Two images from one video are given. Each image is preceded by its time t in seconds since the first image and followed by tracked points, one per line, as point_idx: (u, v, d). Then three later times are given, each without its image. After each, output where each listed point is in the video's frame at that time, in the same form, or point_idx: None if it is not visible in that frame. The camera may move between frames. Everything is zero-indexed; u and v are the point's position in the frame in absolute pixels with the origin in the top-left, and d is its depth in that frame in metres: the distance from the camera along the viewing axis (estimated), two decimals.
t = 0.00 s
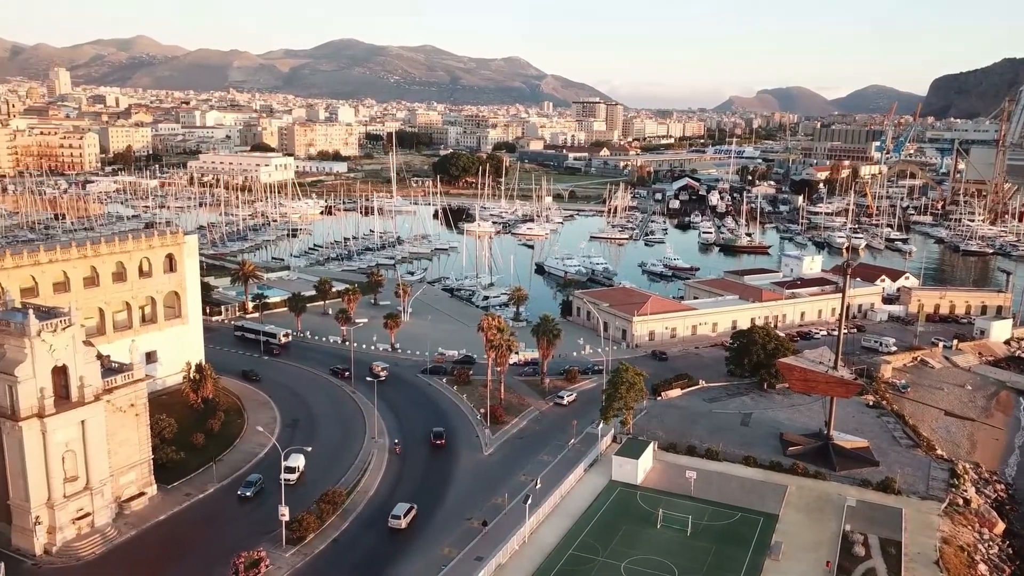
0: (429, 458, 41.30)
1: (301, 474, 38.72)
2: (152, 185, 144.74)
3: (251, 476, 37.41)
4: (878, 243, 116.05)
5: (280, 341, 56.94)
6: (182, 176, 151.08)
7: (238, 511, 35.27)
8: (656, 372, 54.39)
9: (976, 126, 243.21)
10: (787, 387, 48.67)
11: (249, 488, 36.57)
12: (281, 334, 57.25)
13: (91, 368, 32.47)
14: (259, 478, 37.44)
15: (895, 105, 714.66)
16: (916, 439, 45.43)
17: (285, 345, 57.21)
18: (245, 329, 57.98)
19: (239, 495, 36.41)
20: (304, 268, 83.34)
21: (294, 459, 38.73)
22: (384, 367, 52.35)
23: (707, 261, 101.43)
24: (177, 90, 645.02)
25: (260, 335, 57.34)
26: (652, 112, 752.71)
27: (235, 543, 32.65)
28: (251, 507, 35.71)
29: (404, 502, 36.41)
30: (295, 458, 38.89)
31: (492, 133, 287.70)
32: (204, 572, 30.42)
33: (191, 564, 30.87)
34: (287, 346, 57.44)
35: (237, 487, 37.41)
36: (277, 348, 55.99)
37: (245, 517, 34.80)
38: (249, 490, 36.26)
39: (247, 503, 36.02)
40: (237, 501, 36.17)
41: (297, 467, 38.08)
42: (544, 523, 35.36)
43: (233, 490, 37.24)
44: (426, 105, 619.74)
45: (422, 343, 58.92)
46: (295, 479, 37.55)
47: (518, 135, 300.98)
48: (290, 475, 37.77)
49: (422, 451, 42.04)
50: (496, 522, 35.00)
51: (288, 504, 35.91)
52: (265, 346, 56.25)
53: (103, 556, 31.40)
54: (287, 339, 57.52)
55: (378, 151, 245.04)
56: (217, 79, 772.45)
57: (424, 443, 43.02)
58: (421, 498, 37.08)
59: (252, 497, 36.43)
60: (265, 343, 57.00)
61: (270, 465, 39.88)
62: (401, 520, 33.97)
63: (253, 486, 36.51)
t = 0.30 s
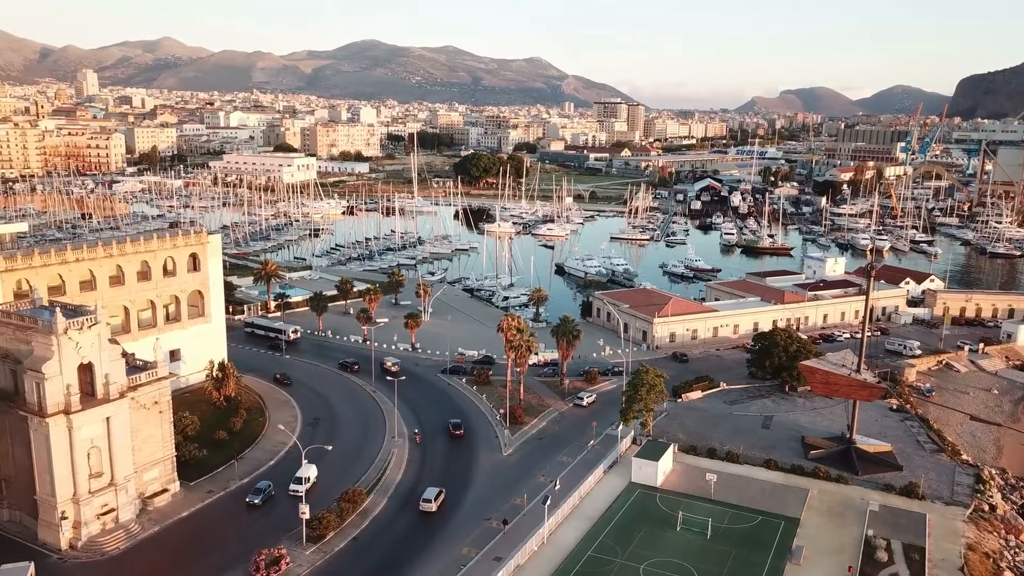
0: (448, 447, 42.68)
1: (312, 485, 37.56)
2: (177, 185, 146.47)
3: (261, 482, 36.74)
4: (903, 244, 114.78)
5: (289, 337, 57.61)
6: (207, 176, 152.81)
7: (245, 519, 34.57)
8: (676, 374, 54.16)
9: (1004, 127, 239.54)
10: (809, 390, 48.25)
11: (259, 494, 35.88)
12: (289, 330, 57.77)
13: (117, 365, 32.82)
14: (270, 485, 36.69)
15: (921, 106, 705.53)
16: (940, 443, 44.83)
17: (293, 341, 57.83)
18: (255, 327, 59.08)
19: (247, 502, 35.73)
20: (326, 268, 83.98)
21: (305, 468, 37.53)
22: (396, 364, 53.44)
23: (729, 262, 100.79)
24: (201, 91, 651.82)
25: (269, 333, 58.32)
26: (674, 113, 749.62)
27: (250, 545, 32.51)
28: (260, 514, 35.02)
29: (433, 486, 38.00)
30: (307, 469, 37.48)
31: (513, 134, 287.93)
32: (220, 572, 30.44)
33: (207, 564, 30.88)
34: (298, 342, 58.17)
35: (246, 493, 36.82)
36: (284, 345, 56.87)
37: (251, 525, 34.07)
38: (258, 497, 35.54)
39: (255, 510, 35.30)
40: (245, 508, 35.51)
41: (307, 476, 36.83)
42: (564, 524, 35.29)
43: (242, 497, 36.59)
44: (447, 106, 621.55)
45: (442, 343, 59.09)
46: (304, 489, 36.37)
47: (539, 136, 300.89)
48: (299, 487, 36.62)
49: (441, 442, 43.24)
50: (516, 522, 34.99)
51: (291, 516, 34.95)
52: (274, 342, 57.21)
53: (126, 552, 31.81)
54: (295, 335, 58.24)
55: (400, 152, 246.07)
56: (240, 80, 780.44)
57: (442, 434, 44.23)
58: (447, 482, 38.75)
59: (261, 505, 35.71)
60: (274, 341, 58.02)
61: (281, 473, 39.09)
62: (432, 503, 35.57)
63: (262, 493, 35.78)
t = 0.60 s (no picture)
0: (466, 437, 43.96)
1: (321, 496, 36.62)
2: (201, 185, 148.01)
3: (270, 489, 36.10)
4: (928, 246, 113.42)
5: (296, 333, 58.70)
6: (230, 176, 154.27)
7: (252, 526, 33.95)
8: (697, 376, 53.89)
9: None
10: (831, 393, 47.80)
11: (266, 501, 35.23)
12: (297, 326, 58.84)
13: (141, 363, 33.18)
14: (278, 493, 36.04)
15: (946, 106, 696.20)
16: (965, 448, 44.22)
17: (301, 338, 58.79)
18: (264, 322, 60.26)
19: (254, 509, 35.11)
20: (347, 267, 84.47)
21: (313, 480, 36.60)
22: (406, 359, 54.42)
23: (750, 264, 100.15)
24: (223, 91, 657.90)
25: (277, 328, 59.46)
26: (695, 113, 745.90)
27: (260, 548, 32.23)
28: (266, 521, 34.38)
29: (458, 471, 39.62)
30: (315, 479, 36.57)
31: (534, 134, 287.79)
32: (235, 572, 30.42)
33: (221, 564, 30.84)
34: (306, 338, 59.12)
35: (254, 500, 36.16)
36: (289, 340, 57.91)
37: (257, 532, 33.44)
38: (265, 505, 34.89)
39: (262, 518, 34.66)
40: (251, 515, 34.92)
41: (316, 488, 35.93)
42: (583, 525, 35.27)
43: (251, 504, 35.99)
44: (467, 107, 622.69)
45: (462, 343, 59.24)
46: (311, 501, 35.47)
47: (560, 137, 300.59)
48: (305, 498, 35.60)
49: (459, 434, 44.40)
50: (535, 523, 34.97)
51: (295, 526, 34.10)
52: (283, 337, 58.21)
53: (149, 547, 32.11)
54: (304, 332, 59.15)
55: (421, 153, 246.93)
56: (262, 81, 787.35)
57: (459, 427, 45.25)
58: (471, 467, 40.35)
59: (268, 512, 35.06)
60: (283, 336, 59.10)
61: (290, 481, 38.30)
62: (460, 487, 37.14)
63: (269, 501, 35.12)
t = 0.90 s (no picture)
0: (483, 428, 45.13)
1: (327, 508, 35.61)
2: (224, 184, 149.40)
3: (277, 496, 35.42)
4: (953, 249, 111.90)
5: (305, 329, 59.85)
6: (253, 176, 155.60)
7: (258, 533, 33.35)
8: (717, 378, 53.59)
9: None
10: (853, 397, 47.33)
11: (273, 508, 34.59)
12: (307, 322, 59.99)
13: (164, 360, 33.55)
14: (286, 500, 35.33)
15: (973, 106, 686.53)
16: (990, 453, 43.59)
17: (310, 334, 59.97)
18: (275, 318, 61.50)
19: (260, 516, 34.47)
20: (368, 267, 84.90)
21: (320, 491, 35.68)
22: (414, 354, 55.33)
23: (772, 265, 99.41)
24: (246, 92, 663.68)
25: (287, 324, 60.60)
26: (715, 113, 741.39)
27: (267, 555, 31.74)
28: (272, 529, 33.74)
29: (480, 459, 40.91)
30: (322, 489, 35.79)
31: (554, 135, 287.53)
32: (251, 572, 30.41)
33: (235, 567, 30.68)
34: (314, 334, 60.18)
35: (260, 508, 35.41)
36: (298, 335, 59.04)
37: (262, 540, 32.79)
38: (271, 512, 34.23)
39: (267, 525, 34.02)
40: (257, 522, 34.31)
41: (322, 500, 35.06)
42: (602, 526, 35.17)
43: (258, 510, 35.39)
44: (493, 108, 622.57)
45: (481, 343, 59.32)
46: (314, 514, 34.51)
47: (581, 137, 300.14)
48: (309, 510, 34.59)
49: (476, 425, 45.56)
50: (554, 524, 34.94)
51: (297, 536, 33.20)
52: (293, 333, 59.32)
53: (171, 543, 32.47)
54: (312, 329, 60.35)
55: (441, 153, 247.68)
56: (284, 82, 793.70)
57: (476, 419, 46.31)
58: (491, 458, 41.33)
59: (274, 520, 34.40)
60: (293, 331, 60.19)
61: (298, 487, 37.56)
62: (485, 474, 38.60)
63: (276, 508, 34.46)
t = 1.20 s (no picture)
0: (499, 421, 46.05)
1: (329, 519, 34.49)
2: (246, 184, 150.68)
3: (282, 503, 34.78)
4: (978, 250, 110.49)
5: (313, 324, 61.06)
6: (275, 176, 156.80)
7: (261, 541, 32.69)
8: (738, 379, 53.28)
9: None
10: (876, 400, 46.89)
11: (277, 515, 33.94)
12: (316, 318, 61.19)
13: (186, 358, 33.85)
14: (291, 508, 34.60)
15: (999, 107, 676.92)
16: (1015, 458, 43.00)
17: (319, 330, 61.17)
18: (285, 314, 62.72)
19: (264, 523, 33.82)
20: (388, 267, 85.37)
21: (323, 502, 34.61)
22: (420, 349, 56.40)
23: (793, 267, 98.76)
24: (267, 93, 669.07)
25: (297, 320, 61.79)
26: (737, 113, 736.85)
27: (270, 562, 31.20)
28: (275, 537, 33.10)
29: (500, 448, 42.28)
30: (325, 500, 34.75)
31: (575, 135, 287.12)
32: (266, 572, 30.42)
33: (248, 568, 30.60)
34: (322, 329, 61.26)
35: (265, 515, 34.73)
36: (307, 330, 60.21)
37: (263, 550, 32.03)
38: (275, 520, 33.58)
39: (270, 533, 33.39)
40: (261, 529, 33.70)
41: (323, 511, 33.99)
42: (619, 527, 35.04)
43: (262, 517, 34.74)
44: (512, 108, 622.46)
45: (501, 343, 59.37)
46: (316, 525, 33.47)
47: (601, 138, 299.72)
48: (309, 521, 33.53)
49: (490, 416, 46.74)
50: (572, 524, 34.89)
51: (294, 547, 32.27)
52: (301, 329, 60.48)
53: (191, 540, 32.78)
54: (321, 325, 61.61)
55: (462, 154, 248.39)
56: (305, 83, 799.25)
57: (490, 410, 47.52)
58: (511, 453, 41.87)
59: (278, 528, 33.70)
60: (303, 327, 61.40)
61: (314, 488, 37.58)
62: (509, 461, 40.03)
63: (280, 515, 33.83)
